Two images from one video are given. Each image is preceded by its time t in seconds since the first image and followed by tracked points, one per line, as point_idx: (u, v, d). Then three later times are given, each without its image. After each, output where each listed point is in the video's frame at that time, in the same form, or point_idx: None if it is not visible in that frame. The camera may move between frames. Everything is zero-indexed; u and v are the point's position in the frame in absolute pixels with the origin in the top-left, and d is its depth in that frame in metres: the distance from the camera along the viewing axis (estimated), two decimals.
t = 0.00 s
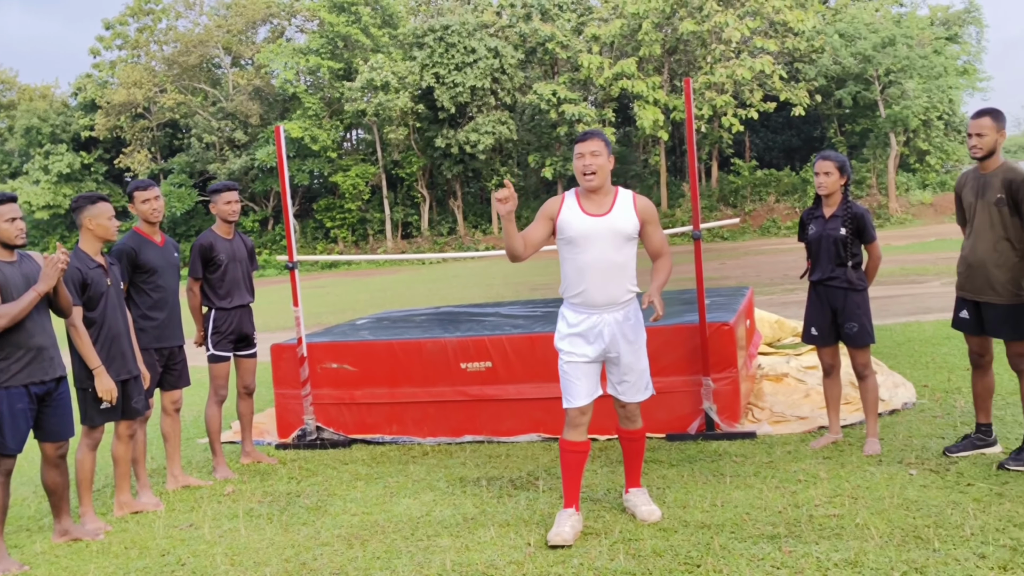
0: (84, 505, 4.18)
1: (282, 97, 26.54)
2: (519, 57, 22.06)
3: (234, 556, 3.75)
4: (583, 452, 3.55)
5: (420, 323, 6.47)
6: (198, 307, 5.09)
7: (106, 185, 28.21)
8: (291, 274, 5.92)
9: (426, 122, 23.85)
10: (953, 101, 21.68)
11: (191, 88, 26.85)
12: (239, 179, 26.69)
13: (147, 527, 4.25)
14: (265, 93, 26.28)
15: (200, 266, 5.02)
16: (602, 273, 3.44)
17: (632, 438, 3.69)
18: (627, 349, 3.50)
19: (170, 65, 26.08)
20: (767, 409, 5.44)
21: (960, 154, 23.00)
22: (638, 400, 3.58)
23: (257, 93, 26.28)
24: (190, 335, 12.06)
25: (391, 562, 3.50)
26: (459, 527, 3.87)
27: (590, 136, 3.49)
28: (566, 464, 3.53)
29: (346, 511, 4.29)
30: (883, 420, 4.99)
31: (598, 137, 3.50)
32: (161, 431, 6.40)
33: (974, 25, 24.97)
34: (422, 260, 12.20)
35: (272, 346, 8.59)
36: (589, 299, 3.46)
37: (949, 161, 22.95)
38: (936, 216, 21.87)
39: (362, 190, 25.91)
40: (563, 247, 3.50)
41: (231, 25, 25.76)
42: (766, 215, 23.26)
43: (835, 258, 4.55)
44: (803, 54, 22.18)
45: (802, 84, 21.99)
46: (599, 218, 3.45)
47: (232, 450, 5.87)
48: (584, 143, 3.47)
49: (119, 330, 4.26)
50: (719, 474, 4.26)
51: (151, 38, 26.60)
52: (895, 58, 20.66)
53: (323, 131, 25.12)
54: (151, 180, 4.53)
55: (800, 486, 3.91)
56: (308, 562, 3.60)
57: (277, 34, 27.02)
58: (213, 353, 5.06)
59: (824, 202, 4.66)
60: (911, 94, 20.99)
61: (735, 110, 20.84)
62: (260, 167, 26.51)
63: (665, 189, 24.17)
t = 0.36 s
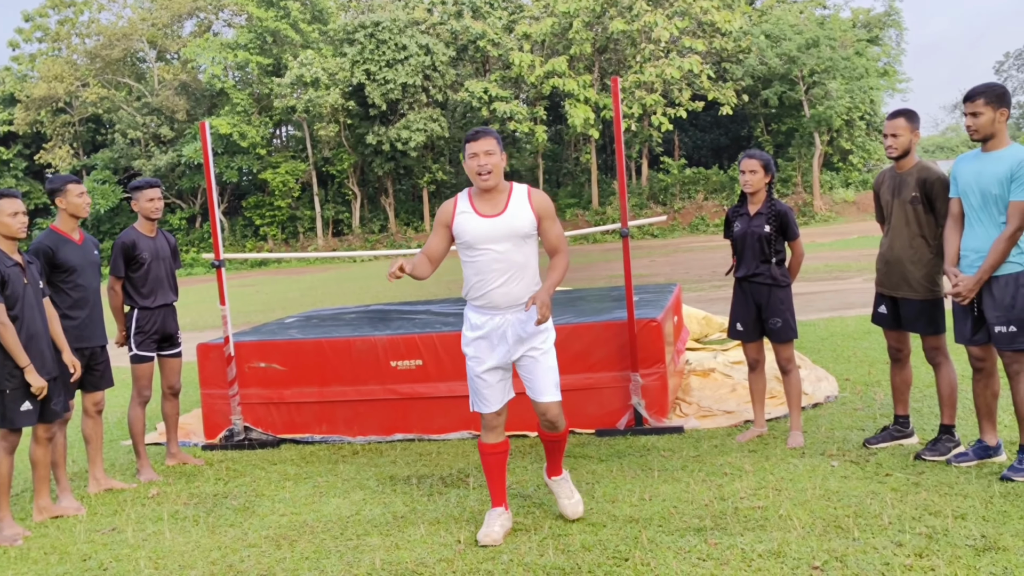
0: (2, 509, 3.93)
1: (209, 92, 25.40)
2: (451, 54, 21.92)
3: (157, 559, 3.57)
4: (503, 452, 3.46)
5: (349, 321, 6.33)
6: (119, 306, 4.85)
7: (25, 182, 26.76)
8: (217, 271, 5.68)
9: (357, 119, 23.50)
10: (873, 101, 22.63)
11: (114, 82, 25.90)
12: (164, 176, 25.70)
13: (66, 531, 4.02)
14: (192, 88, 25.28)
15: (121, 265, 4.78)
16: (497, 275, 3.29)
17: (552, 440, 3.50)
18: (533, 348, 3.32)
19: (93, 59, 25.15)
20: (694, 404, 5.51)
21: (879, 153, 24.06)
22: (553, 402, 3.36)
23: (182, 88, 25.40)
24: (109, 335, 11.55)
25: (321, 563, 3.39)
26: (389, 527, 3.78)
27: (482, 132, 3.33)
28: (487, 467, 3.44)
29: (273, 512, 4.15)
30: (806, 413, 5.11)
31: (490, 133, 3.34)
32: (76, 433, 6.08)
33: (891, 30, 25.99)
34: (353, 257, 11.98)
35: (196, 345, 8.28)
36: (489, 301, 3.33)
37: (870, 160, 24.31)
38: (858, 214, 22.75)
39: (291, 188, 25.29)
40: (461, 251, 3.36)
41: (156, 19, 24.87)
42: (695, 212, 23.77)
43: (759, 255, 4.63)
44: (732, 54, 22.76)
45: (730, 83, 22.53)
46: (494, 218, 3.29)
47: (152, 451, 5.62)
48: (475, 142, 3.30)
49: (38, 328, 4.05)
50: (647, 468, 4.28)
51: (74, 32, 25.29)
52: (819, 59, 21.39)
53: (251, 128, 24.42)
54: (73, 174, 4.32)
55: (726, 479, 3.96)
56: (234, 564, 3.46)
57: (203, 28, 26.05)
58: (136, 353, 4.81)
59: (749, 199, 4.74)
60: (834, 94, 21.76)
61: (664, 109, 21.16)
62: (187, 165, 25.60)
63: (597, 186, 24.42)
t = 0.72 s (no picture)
0: None
1: (204, 95, 25.64)
2: (446, 56, 21.89)
3: (155, 564, 3.56)
4: (499, 462, 3.40)
5: (346, 323, 6.32)
6: (115, 310, 4.84)
7: (19, 185, 26.73)
8: (213, 274, 5.65)
9: (352, 121, 23.46)
10: (868, 101, 22.68)
11: (109, 85, 25.82)
12: (159, 179, 25.62)
13: (64, 536, 4.00)
14: (186, 91, 25.42)
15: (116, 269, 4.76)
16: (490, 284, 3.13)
17: (528, 463, 3.12)
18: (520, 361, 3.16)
19: (87, 62, 25.09)
20: (691, 404, 5.51)
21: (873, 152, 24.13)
22: (530, 416, 3.13)
23: (177, 91, 25.41)
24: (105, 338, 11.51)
25: (318, 566, 3.38)
26: (386, 529, 3.77)
27: (470, 137, 3.20)
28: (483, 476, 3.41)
29: (271, 515, 4.14)
30: (803, 413, 5.12)
31: (478, 138, 3.20)
32: (72, 437, 6.06)
33: (887, 29, 26.03)
34: (349, 258, 11.95)
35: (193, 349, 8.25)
36: (480, 312, 3.17)
37: (866, 160, 24.41)
38: (853, 213, 22.82)
39: (287, 190, 25.21)
40: (452, 263, 3.21)
41: (150, 21, 24.75)
42: (691, 213, 23.78)
43: (756, 255, 4.63)
44: (726, 54, 22.81)
45: (725, 83, 22.56)
46: (485, 225, 3.14)
47: (148, 455, 5.60)
48: (464, 148, 3.16)
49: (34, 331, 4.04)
50: (644, 469, 4.28)
51: (68, 34, 25.41)
52: (814, 59, 21.41)
53: (246, 130, 24.37)
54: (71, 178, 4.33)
55: (723, 479, 3.96)
56: (231, 567, 3.45)
57: (198, 31, 25.93)
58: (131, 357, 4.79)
59: (744, 200, 4.74)
60: (829, 93, 21.78)
61: (659, 109, 21.18)
62: (182, 167, 25.54)
63: (593, 186, 24.42)
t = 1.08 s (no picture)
0: (10, 515, 3.96)
1: (214, 96, 25.61)
2: (455, 56, 21.89)
3: (166, 563, 3.59)
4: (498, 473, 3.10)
5: (356, 323, 6.34)
6: (123, 311, 4.88)
7: (31, 187, 26.93)
8: (223, 274, 5.67)
9: (361, 121, 23.57)
10: (878, 99, 22.61)
11: (119, 86, 25.91)
12: (170, 180, 25.76)
13: (76, 535, 4.03)
14: (196, 92, 25.55)
15: (125, 269, 4.80)
16: (503, 277, 2.99)
17: (538, 476, 3.04)
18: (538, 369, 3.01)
19: (97, 64, 25.22)
20: (700, 404, 5.50)
21: (884, 151, 24.10)
22: (547, 428, 3.03)
23: (187, 92, 25.55)
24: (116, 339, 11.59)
25: (328, 565, 3.40)
26: (396, 529, 3.78)
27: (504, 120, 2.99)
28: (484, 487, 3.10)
29: (281, 515, 4.16)
30: (813, 412, 5.11)
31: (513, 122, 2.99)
32: (85, 437, 6.11)
33: (896, 26, 25.94)
34: (359, 258, 11.99)
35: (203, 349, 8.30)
36: (493, 306, 3.03)
37: (875, 158, 24.34)
38: (863, 211, 22.78)
39: (296, 190, 25.32)
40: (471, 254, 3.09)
41: (160, 23, 24.83)
42: (700, 212, 23.74)
43: (766, 254, 4.62)
44: (735, 53, 22.75)
45: (734, 83, 22.50)
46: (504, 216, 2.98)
47: (159, 455, 5.64)
48: (498, 133, 2.93)
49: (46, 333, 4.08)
50: (654, 468, 4.28)
51: (78, 36, 25.54)
52: (824, 57, 21.36)
53: (255, 131, 24.46)
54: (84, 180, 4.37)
55: (733, 478, 3.96)
56: (242, 567, 3.47)
57: (207, 32, 26.07)
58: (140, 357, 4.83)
59: (753, 199, 4.73)
60: (839, 92, 21.73)
61: (668, 108, 21.15)
62: (192, 168, 25.70)
63: (602, 186, 24.43)
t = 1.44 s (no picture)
0: (15, 514, 3.98)
1: (218, 96, 25.83)
2: (459, 55, 21.83)
3: (170, 562, 3.60)
4: (512, 512, 2.76)
5: (360, 322, 6.35)
6: (128, 311, 4.88)
7: (36, 187, 27.01)
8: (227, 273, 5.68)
9: (365, 121, 23.59)
10: (883, 99, 22.58)
11: (124, 86, 25.90)
12: (174, 180, 25.80)
13: (80, 534, 4.05)
14: (200, 92, 25.53)
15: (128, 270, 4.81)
16: (499, 292, 2.78)
17: (544, 490, 2.97)
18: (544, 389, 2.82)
19: (102, 63, 25.24)
20: (704, 404, 5.50)
21: (888, 151, 24.09)
22: (552, 449, 2.91)
23: (191, 92, 25.50)
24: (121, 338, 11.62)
25: (332, 565, 3.41)
26: (399, 528, 3.79)
27: (502, 121, 2.84)
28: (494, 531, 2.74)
29: (284, 514, 4.17)
30: (817, 412, 5.10)
31: (511, 122, 2.85)
32: (90, 436, 6.13)
33: (901, 27, 25.95)
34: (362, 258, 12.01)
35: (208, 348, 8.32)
36: (490, 323, 2.81)
37: (880, 158, 24.31)
38: (868, 212, 22.73)
39: (301, 190, 25.37)
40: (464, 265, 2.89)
41: (165, 23, 24.81)
42: (704, 212, 23.71)
43: (770, 255, 4.62)
44: (740, 53, 22.69)
45: (739, 83, 22.44)
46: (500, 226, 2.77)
47: (163, 454, 5.65)
48: (493, 132, 2.80)
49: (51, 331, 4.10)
50: (658, 468, 4.28)
51: (82, 36, 25.60)
52: (828, 57, 21.32)
53: (260, 131, 24.48)
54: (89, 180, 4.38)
55: (736, 479, 3.96)
56: (246, 566, 3.48)
57: (212, 31, 26.13)
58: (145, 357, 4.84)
59: (757, 199, 4.73)
60: (843, 92, 21.69)
61: (672, 108, 21.12)
62: (196, 168, 25.74)
63: (605, 186, 24.43)
